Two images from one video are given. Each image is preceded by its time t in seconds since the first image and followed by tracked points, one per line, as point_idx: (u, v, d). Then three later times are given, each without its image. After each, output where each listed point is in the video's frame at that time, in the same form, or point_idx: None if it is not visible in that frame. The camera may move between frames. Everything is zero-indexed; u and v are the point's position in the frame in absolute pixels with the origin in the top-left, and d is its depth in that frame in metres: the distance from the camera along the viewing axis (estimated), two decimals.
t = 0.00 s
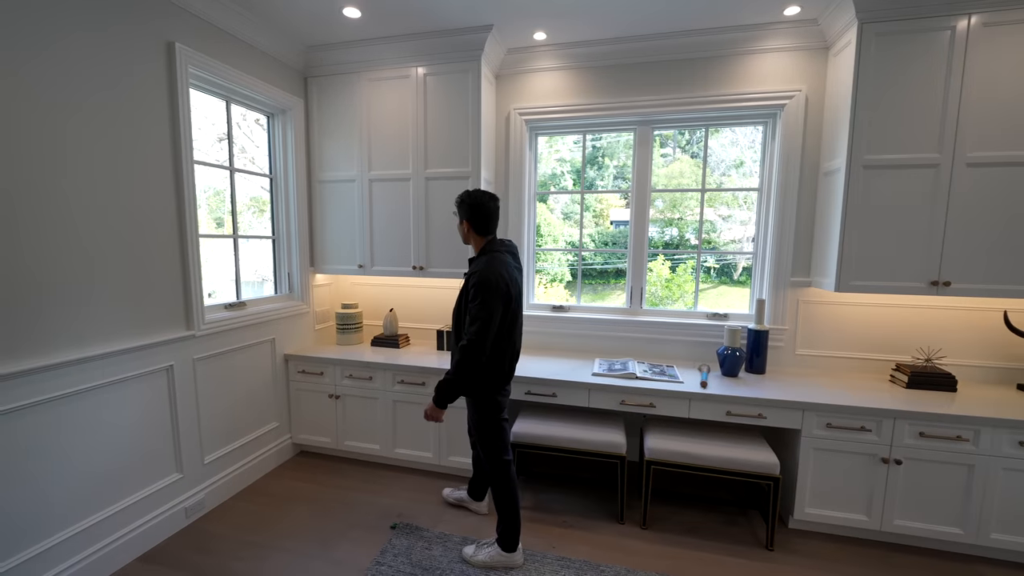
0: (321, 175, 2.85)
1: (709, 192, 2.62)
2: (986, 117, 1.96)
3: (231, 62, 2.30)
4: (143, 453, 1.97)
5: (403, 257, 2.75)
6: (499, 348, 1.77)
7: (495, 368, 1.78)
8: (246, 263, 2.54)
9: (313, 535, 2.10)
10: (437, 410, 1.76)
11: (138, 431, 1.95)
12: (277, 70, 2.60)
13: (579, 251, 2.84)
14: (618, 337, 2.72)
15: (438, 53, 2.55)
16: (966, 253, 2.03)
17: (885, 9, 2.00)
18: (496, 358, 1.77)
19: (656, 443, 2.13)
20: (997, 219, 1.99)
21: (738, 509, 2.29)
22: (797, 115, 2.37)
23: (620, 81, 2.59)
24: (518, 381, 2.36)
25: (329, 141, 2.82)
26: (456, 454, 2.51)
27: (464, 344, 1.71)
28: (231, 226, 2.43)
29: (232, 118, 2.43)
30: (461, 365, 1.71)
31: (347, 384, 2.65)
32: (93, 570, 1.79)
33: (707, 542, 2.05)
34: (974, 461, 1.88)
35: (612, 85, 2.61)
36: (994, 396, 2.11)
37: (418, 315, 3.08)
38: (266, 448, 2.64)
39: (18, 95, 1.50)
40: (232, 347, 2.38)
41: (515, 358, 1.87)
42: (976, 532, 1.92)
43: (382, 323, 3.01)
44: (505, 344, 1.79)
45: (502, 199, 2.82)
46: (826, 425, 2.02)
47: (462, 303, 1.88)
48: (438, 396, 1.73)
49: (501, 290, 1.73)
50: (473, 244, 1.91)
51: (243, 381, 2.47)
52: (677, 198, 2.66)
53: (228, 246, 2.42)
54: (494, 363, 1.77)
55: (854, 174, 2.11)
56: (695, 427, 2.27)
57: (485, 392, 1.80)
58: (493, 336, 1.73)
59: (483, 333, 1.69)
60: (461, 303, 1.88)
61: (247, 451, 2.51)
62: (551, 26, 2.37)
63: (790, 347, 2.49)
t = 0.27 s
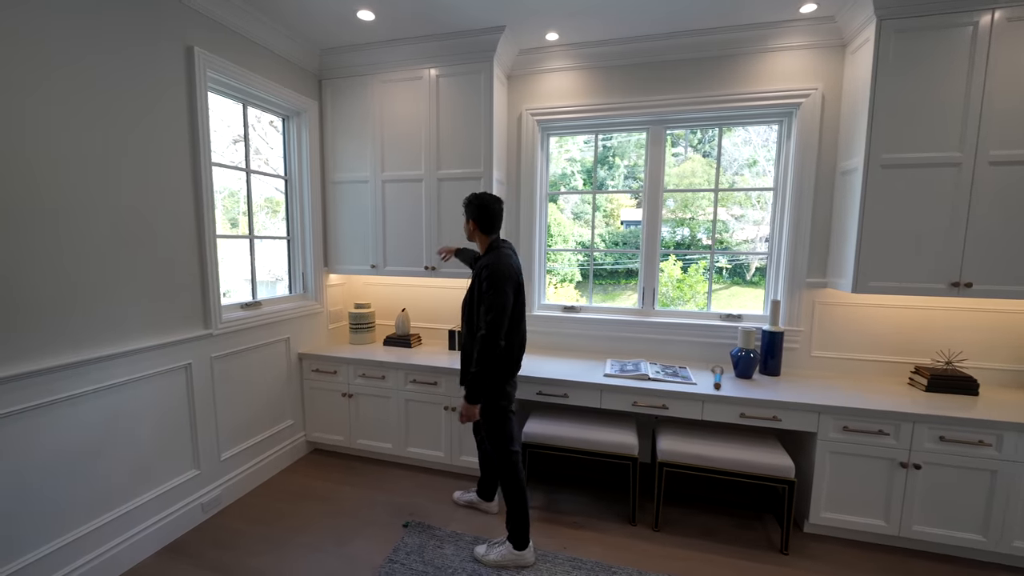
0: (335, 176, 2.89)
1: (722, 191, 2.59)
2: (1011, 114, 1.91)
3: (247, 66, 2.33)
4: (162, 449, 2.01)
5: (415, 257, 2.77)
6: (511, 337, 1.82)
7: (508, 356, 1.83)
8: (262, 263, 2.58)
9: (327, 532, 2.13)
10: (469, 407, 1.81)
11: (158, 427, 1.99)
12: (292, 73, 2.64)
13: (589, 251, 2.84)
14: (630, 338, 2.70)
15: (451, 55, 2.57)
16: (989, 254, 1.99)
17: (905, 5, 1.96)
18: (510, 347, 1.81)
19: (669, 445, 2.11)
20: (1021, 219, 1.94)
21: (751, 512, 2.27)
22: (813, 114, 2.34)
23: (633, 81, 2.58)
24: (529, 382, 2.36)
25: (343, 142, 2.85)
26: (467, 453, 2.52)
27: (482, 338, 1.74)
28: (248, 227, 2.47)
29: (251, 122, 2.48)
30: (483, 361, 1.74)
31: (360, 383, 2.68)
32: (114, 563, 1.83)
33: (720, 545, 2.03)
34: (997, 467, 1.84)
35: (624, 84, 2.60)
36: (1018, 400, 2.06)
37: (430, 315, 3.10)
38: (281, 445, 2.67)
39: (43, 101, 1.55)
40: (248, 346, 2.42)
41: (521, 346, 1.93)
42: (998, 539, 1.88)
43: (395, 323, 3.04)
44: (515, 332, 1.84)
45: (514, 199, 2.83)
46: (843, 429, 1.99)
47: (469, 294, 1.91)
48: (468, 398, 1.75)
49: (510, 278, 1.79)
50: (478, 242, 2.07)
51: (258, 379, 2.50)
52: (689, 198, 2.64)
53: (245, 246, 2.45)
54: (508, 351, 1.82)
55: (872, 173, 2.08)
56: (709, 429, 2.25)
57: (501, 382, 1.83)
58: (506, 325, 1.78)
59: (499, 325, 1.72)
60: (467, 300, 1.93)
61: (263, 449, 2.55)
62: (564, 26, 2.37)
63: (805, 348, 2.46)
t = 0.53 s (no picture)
0: (350, 177, 2.91)
1: (739, 191, 2.56)
2: None
3: (265, 68, 2.37)
4: (181, 446, 2.05)
5: (428, 258, 2.78)
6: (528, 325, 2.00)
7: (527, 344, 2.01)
8: (278, 263, 2.61)
9: (341, 530, 2.15)
10: (508, 398, 1.93)
11: (178, 424, 2.03)
12: (308, 75, 2.66)
13: (599, 251, 2.82)
14: (644, 339, 2.68)
15: (465, 56, 2.58)
16: (1019, 255, 1.93)
17: None
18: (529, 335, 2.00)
19: (684, 448, 2.09)
20: None
21: (768, 517, 2.23)
22: (833, 112, 2.30)
23: (649, 81, 2.56)
24: (543, 383, 2.35)
25: (358, 144, 2.87)
26: (480, 454, 2.52)
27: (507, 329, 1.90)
28: (265, 228, 2.50)
29: (268, 125, 2.51)
30: (510, 350, 1.89)
31: (374, 382, 2.70)
32: (135, 557, 1.87)
33: (736, 550, 2.00)
34: None
35: (639, 84, 2.58)
36: None
37: (443, 315, 3.10)
38: (296, 443, 2.71)
39: (65, 105, 1.58)
40: (265, 344, 2.45)
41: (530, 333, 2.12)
42: None
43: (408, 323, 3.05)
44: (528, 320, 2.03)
45: (528, 200, 2.82)
46: (864, 433, 1.95)
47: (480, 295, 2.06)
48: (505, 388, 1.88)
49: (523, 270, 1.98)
50: (484, 240, 2.10)
51: (274, 378, 2.54)
52: (702, 198, 2.62)
53: (262, 247, 2.49)
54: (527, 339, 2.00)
55: (895, 173, 2.03)
56: (725, 433, 2.22)
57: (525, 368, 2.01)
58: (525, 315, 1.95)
59: (518, 312, 1.90)
60: (478, 300, 2.05)
61: (279, 446, 2.58)
62: (579, 26, 2.36)
63: (824, 351, 2.42)
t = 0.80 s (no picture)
0: (370, 178, 2.93)
1: (763, 191, 2.51)
2: None
3: (289, 71, 2.40)
4: (207, 442, 2.09)
5: (445, 257, 2.79)
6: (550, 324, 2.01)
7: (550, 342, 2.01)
8: (301, 263, 2.64)
9: (362, 528, 2.16)
10: (535, 397, 1.93)
11: (205, 421, 2.07)
12: (330, 77, 2.69)
13: (614, 251, 2.80)
14: (665, 341, 2.64)
15: (486, 56, 2.58)
16: None
17: None
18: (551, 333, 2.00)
19: (708, 452, 2.06)
20: None
21: (794, 524, 2.18)
22: (863, 109, 2.23)
23: (671, 78, 2.53)
24: (563, 384, 2.34)
25: (378, 145, 2.89)
26: (499, 454, 2.52)
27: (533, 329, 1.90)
28: (288, 228, 2.54)
29: (293, 127, 2.56)
30: (537, 350, 1.89)
31: (394, 382, 2.71)
32: (164, 551, 1.92)
33: (762, 557, 1.96)
34: None
35: (659, 82, 2.55)
36: None
37: (462, 315, 3.11)
38: (317, 441, 2.74)
39: (100, 109, 1.62)
40: (288, 343, 2.49)
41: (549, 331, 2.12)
42: None
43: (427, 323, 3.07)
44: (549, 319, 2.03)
45: (547, 200, 2.81)
46: (896, 440, 1.89)
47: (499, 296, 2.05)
48: (535, 387, 1.89)
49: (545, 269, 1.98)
50: (503, 241, 2.07)
51: (297, 376, 2.57)
52: (718, 198, 2.58)
53: (285, 247, 2.52)
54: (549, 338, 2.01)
55: (929, 171, 1.97)
56: (750, 437, 2.17)
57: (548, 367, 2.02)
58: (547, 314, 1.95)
59: (541, 312, 1.90)
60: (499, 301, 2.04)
61: (300, 444, 2.61)
62: (601, 24, 2.34)
63: (852, 354, 2.36)
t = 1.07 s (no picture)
0: (392, 178, 2.95)
1: (791, 190, 2.46)
2: None
3: (314, 71, 2.42)
4: (234, 439, 2.11)
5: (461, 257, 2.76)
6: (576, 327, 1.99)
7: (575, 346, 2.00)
8: (324, 263, 2.66)
9: (386, 527, 2.16)
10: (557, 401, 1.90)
11: (233, 419, 2.09)
12: (353, 77, 2.70)
13: (626, 251, 2.79)
14: (689, 342, 2.61)
15: (508, 55, 2.57)
16: None
17: None
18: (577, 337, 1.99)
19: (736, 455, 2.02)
20: None
21: (824, 529, 2.14)
22: (898, 105, 2.18)
23: (697, 75, 2.49)
24: (587, 385, 2.32)
25: (400, 144, 2.90)
26: (522, 455, 2.51)
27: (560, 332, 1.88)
28: (311, 228, 2.55)
29: (317, 127, 2.58)
30: (562, 353, 1.87)
31: (415, 381, 2.72)
32: (194, 546, 1.94)
33: (792, 563, 1.92)
34: None
35: (685, 79, 2.52)
36: None
37: (482, 315, 3.10)
38: (339, 440, 2.75)
39: (134, 110, 1.65)
40: (312, 342, 2.50)
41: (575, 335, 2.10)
42: None
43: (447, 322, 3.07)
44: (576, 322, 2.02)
45: (569, 199, 2.79)
46: (934, 445, 1.84)
47: (525, 295, 2.03)
48: (558, 391, 1.87)
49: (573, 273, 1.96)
50: (529, 241, 2.07)
51: (320, 375, 2.59)
52: (732, 197, 2.56)
53: (309, 246, 2.54)
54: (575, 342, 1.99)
55: (969, 168, 1.91)
56: (779, 440, 2.13)
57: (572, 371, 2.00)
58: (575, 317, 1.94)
59: (569, 314, 1.89)
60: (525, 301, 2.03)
61: (323, 442, 2.63)
62: (626, 21, 2.31)
63: (884, 357, 2.30)
